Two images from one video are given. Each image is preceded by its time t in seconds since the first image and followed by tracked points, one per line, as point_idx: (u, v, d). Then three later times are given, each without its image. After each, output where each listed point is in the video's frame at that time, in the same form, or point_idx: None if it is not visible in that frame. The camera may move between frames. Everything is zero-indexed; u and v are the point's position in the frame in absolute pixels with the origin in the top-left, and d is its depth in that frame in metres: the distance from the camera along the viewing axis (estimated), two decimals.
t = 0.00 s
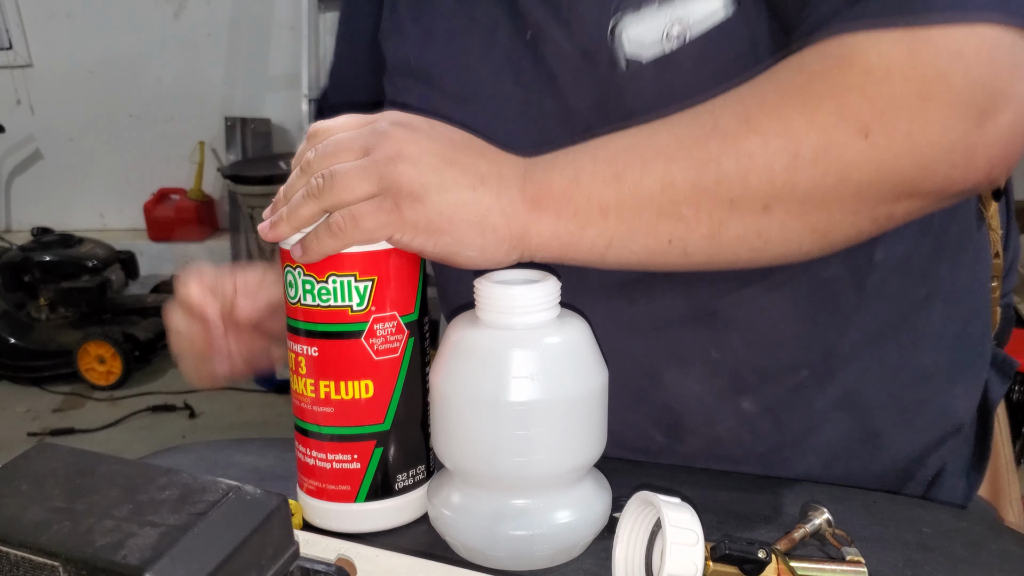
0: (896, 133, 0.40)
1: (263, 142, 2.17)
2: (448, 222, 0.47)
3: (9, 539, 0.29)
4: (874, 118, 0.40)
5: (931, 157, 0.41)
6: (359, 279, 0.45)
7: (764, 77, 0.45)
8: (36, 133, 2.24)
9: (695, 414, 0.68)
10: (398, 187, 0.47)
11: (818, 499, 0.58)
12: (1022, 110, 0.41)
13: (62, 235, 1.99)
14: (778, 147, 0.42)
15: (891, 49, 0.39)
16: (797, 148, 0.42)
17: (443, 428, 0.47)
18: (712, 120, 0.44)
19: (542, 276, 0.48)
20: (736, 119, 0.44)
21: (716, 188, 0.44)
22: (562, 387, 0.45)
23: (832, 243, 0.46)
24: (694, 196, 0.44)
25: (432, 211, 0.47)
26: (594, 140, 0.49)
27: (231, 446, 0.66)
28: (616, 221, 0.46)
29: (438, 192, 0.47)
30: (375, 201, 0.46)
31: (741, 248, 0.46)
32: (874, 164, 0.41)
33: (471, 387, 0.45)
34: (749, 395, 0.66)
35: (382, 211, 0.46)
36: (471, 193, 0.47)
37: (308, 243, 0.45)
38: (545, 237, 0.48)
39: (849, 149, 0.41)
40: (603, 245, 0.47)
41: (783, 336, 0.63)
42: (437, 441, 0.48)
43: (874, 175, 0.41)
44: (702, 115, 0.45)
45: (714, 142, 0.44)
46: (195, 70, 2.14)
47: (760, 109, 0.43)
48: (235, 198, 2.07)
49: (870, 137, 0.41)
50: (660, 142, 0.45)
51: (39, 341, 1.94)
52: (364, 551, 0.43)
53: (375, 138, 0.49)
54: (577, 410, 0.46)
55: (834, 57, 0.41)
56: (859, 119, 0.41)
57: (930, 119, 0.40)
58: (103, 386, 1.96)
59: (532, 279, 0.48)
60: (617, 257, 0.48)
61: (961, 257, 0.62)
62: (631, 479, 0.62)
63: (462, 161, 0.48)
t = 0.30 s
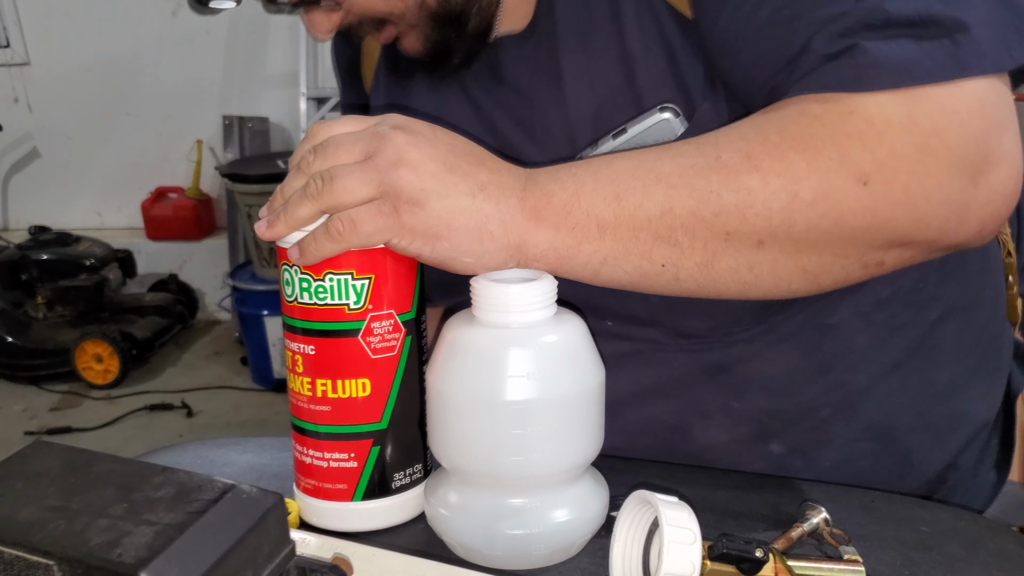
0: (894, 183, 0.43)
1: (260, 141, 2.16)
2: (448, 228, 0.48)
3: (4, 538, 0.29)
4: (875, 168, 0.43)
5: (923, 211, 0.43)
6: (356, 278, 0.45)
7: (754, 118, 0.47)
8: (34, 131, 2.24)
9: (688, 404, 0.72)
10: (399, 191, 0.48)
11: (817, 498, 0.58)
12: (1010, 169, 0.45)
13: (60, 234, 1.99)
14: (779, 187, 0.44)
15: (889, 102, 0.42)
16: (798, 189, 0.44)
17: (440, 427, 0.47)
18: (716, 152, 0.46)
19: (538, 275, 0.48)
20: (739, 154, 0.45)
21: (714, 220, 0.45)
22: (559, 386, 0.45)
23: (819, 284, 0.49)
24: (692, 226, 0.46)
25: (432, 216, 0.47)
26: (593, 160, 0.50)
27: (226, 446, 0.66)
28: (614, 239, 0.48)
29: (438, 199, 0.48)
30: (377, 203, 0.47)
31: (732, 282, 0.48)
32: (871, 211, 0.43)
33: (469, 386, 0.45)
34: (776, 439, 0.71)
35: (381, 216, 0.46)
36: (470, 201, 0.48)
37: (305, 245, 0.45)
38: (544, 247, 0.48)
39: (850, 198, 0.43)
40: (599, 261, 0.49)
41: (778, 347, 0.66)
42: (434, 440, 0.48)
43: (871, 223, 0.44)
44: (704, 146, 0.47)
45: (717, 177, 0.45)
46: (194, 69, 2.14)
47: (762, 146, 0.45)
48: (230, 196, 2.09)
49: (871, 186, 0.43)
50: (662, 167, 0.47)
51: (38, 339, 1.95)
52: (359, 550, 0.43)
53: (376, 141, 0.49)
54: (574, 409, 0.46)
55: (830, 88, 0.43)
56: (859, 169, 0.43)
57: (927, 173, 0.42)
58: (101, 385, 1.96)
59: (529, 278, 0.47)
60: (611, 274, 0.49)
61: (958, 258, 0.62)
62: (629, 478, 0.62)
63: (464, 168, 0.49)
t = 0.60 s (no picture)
0: (894, 181, 0.43)
1: (260, 140, 2.17)
2: (450, 228, 0.48)
3: (5, 538, 0.29)
4: (875, 167, 0.43)
5: (921, 210, 0.44)
6: (356, 278, 0.45)
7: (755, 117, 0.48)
8: (33, 130, 2.24)
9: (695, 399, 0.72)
10: (402, 191, 0.48)
11: (816, 498, 0.58)
12: (1006, 169, 0.45)
13: (59, 233, 1.99)
14: (780, 186, 0.44)
15: (889, 101, 0.42)
16: (798, 187, 0.44)
17: (440, 426, 0.47)
18: (717, 151, 0.46)
19: (539, 275, 0.48)
20: (741, 153, 0.46)
21: (715, 219, 0.46)
22: (560, 387, 0.45)
23: (820, 283, 0.49)
24: (692, 225, 0.46)
25: (436, 215, 0.48)
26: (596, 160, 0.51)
27: (225, 446, 0.66)
28: (615, 237, 0.48)
29: (440, 199, 0.48)
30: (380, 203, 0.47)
31: (733, 279, 0.48)
32: (869, 209, 0.44)
33: (470, 386, 0.45)
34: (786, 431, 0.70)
35: (384, 216, 0.46)
36: (472, 200, 0.49)
37: (308, 244, 0.45)
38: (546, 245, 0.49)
39: (848, 195, 0.44)
40: (601, 259, 0.49)
41: (777, 341, 0.67)
42: (434, 440, 0.48)
43: (870, 220, 0.44)
44: (706, 145, 0.47)
45: (717, 176, 0.45)
46: (193, 68, 2.14)
47: (762, 144, 0.45)
48: (229, 194, 2.09)
49: (871, 185, 0.43)
50: (663, 166, 0.47)
51: (35, 339, 1.95)
52: (359, 550, 0.43)
53: (378, 141, 0.49)
54: (574, 409, 0.46)
55: (830, 90, 0.44)
56: (859, 168, 0.43)
57: (925, 172, 0.43)
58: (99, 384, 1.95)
59: (529, 278, 0.47)
60: (614, 273, 0.49)
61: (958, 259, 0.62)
62: (629, 478, 0.62)
63: (466, 168, 0.49)
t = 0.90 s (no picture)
0: (891, 177, 0.43)
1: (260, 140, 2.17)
2: (450, 227, 0.48)
3: (8, 536, 0.29)
4: (871, 163, 0.43)
5: (918, 205, 0.44)
6: (356, 278, 0.45)
7: (753, 115, 0.47)
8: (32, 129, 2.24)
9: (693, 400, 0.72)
10: (404, 191, 0.48)
11: (814, 498, 0.58)
12: (1003, 163, 0.45)
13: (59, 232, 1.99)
14: (777, 183, 0.44)
15: (886, 97, 0.43)
16: (795, 183, 0.44)
17: (440, 425, 0.47)
18: (714, 149, 0.46)
19: (538, 275, 0.48)
20: (737, 150, 0.46)
21: (714, 215, 0.46)
22: (559, 387, 0.45)
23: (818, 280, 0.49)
24: (692, 223, 0.46)
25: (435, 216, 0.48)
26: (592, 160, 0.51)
27: (225, 445, 0.66)
28: (615, 235, 0.48)
29: (441, 198, 0.48)
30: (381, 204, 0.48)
31: (732, 277, 0.49)
32: (867, 205, 0.44)
33: (469, 386, 0.45)
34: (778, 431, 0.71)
35: (384, 215, 0.46)
36: (472, 199, 0.49)
37: (308, 244, 0.45)
38: (547, 245, 0.49)
39: (844, 191, 0.44)
40: (601, 258, 0.49)
41: (775, 345, 0.67)
42: (433, 439, 0.48)
43: (868, 215, 0.44)
44: (703, 142, 0.47)
45: (714, 172, 0.46)
46: (193, 67, 2.14)
47: (760, 142, 0.45)
48: (229, 194, 2.10)
49: (868, 181, 0.43)
50: (663, 164, 0.47)
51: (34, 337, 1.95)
52: (359, 549, 0.43)
53: (379, 142, 0.50)
54: (573, 409, 0.46)
55: (828, 88, 0.44)
56: (856, 164, 0.43)
57: (921, 168, 0.43)
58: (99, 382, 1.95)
59: (528, 278, 0.48)
60: (613, 271, 0.50)
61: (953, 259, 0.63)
62: (627, 478, 0.62)
63: (465, 168, 0.49)
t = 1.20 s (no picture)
0: (888, 152, 0.42)
1: (259, 138, 2.15)
2: (459, 224, 0.48)
3: (5, 537, 0.30)
4: (866, 139, 0.42)
5: (916, 177, 0.43)
6: (353, 278, 0.45)
7: (763, 84, 0.47)
8: (31, 128, 2.24)
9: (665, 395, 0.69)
10: (411, 191, 0.47)
11: (811, 498, 0.58)
12: (1005, 131, 0.44)
13: (58, 231, 1.99)
14: (773, 164, 0.45)
15: (883, 71, 0.42)
16: (791, 163, 0.44)
17: (436, 426, 0.47)
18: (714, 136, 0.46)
19: (535, 276, 0.48)
20: (733, 132, 0.46)
21: (711, 199, 0.46)
22: (557, 387, 0.45)
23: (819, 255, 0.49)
24: (691, 206, 0.47)
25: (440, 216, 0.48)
26: (588, 149, 0.50)
27: (225, 443, 0.66)
28: (615, 225, 0.49)
29: (449, 196, 0.47)
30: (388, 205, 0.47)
31: (732, 258, 0.49)
32: (864, 181, 0.43)
33: (467, 385, 0.45)
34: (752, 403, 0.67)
35: (393, 215, 0.46)
36: (480, 195, 0.48)
37: (316, 244, 0.45)
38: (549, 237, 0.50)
39: (841, 168, 0.43)
40: (602, 249, 0.50)
41: (773, 337, 0.64)
42: (431, 439, 0.49)
43: (864, 190, 0.44)
44: (697, 126, 0.47)
45: (711, 156, 0.46)
46: (192, 66, 2.14)
47: (755, 123, 0.45)
48: (229, 194, 2.10)
49: (865, 157, 0.43)
50: (657, 151, 0.48)
51: (33, 336, 1.95)
52: (356, 548, 0.43)
53: (383, 142, 0.48)
54: (571, 409, 0.46)
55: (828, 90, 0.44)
56: (851, 140, 0.43)
57: (918, 140, 0.42)
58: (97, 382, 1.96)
59: (525, 279, 0.48)
60: (613, 259, 0.50)
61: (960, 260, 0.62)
62: (624, 477, 0.62)
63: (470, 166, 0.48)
